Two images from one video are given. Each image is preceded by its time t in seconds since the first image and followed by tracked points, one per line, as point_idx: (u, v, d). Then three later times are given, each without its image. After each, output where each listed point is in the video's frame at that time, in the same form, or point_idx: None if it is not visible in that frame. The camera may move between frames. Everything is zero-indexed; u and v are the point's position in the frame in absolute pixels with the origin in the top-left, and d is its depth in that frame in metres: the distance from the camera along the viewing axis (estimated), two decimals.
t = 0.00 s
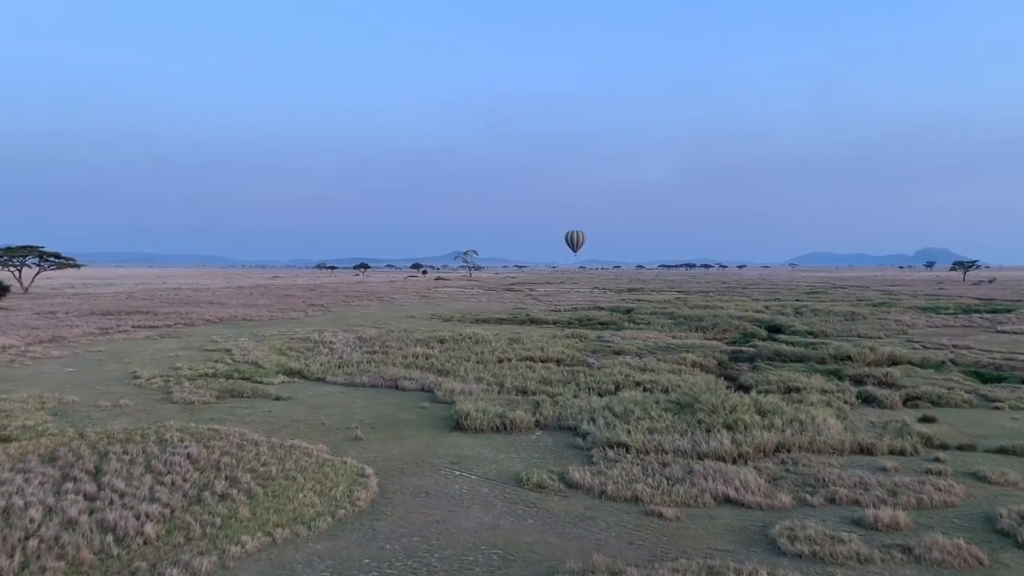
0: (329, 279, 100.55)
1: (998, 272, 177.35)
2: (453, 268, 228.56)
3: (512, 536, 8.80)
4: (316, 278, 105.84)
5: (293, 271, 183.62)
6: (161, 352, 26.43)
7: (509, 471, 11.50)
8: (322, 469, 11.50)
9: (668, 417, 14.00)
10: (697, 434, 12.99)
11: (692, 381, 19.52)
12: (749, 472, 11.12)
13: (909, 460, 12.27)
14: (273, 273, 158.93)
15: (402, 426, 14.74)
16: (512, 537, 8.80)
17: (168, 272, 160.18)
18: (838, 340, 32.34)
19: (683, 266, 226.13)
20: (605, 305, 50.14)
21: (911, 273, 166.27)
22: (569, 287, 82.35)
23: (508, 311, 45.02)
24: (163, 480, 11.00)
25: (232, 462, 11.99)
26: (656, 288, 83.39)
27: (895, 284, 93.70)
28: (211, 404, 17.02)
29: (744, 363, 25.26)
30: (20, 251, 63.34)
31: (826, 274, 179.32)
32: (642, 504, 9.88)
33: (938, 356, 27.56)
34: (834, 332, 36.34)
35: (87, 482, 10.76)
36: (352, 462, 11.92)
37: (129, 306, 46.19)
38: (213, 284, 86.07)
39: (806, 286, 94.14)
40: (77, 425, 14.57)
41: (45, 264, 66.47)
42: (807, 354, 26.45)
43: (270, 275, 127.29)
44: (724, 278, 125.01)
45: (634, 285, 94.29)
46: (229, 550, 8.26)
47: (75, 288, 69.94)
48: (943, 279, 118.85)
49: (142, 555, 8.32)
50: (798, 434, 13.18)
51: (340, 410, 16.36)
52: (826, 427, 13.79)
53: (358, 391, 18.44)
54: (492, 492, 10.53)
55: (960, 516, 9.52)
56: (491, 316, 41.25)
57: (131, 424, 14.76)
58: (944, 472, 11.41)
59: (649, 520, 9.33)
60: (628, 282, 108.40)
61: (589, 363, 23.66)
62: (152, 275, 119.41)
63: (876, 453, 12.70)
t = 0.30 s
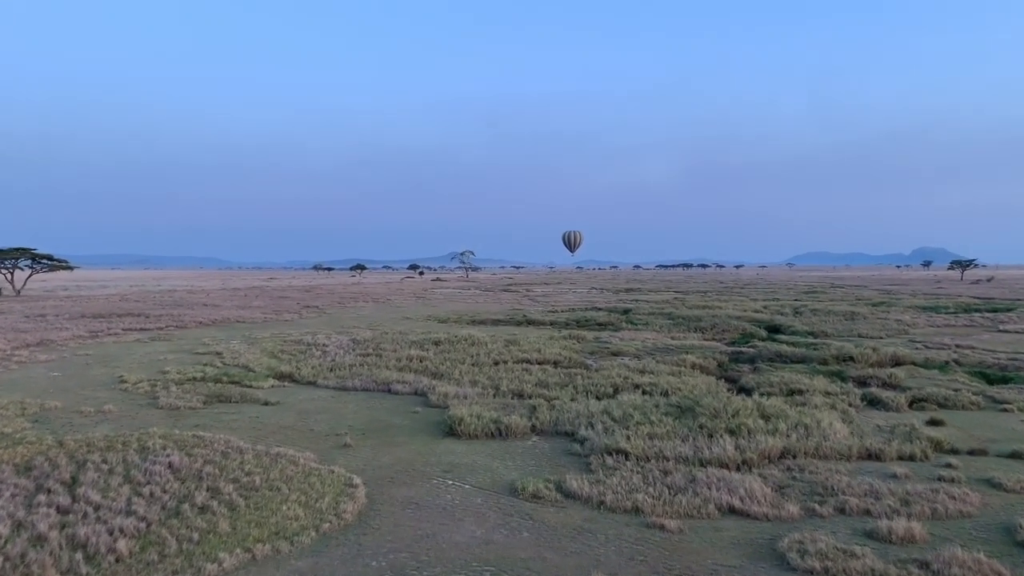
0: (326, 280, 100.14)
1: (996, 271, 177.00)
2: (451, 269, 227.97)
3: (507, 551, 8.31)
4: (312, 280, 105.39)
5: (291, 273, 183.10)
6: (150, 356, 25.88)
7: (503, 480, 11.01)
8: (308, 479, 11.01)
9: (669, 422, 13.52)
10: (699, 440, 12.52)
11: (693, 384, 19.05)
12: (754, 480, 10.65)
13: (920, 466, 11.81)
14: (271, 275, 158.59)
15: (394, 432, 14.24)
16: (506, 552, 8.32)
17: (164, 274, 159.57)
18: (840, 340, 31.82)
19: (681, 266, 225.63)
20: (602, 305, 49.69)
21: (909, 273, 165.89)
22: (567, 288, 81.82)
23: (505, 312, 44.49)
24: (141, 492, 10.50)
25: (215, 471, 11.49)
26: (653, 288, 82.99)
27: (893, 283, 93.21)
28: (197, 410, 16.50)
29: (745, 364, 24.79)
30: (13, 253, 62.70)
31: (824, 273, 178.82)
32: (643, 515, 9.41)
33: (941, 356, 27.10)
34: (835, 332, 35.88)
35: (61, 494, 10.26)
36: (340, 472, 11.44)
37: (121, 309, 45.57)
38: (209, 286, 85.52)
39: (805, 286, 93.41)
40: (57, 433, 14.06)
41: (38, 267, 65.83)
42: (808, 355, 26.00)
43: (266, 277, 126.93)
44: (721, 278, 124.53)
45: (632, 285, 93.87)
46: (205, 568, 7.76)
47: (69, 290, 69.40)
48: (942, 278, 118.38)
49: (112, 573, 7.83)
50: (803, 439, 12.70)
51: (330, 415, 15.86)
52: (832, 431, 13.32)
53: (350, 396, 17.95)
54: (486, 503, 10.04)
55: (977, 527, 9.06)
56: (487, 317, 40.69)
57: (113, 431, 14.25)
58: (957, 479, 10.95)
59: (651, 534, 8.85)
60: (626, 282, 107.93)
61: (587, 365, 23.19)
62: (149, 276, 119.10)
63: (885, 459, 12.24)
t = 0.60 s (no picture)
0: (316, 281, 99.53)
1: (985, 271, 177.48)
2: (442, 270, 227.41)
3: (493, 569, 7.84)
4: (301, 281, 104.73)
5: (280, 275, 182.20)
6: (131, 360, 25.28)
7: (491, 491, 10.53)
8: (286, 491, 10.52)
9: (662, 427, 13.08)
10: (695, 446, 12.06)
11: (686, 386, 18.60)
12: (752, 490, 10.21)
13: (923, 474, 11.38)
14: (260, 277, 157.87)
15: (379, 439, 13.74)
16: (492, 569, 7.84)
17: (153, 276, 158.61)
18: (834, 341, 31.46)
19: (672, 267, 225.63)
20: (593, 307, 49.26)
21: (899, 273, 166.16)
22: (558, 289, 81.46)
23: (495, 314, 44.01)
24: (109, 505, 9.97)
25: (189, 482, 10.97)
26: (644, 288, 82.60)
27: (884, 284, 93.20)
28: (176, 416, 15.96)
29: (739, 366, 24.36)
30: None
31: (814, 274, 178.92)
32: (637, 528, 8.95)
33: (936, 357, 26.75)
34: (828, 333, 35.53)
35: (23, 507, 9.71)
36: (320, 483, 10.94)
37: (106, 311, 44.88)
38: (197, 288, 84.80)
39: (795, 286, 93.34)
40: (28, 441, 13.51)
41: (22, 269, 64.97)
42: (802, 356, 25.61)
43: (256, 278, 126.27)
44: (712, 279, 124.35)
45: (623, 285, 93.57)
46: None
47: (53, 292, 68.53)
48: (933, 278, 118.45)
49: None
50: (802, 445, 12.27)
51: (313, 422, 15.35)
52: (831, 436, 12.89)
53: (334, 402, 17.44)
54: (472, 515, 9.56)
55: (987, 539, 8.63)
56: (477, 319, 40.21)
57: (86, 440, 13.70)
58: (962, 487, 10.53)
59: (645, 548, 8.39)
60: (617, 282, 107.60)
61: (578, 367, 22.72)
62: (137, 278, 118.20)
63: (886, 465, 11.82)
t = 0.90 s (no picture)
0: (299, 283, 98.89)
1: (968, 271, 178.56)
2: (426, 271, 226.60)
3: None
4: (284, 283, 103.96)
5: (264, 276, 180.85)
6: (105, 364, 24.61)
7: (472, 502, 10.05)
8: (256, 503, 9.99)
9: (650, 433, 12.63)
10: (684, 453, 11.62)
11: (674, 389, 18.17)
12: (745, 500, 9.77)
13: (921, 481, 10.98)
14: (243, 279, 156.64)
15: (357, 447, 13.23)
16: None
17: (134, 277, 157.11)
18: (821, 342, 31.19)
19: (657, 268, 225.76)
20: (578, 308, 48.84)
21: (884, 273, 166.77)
22: (544, 290, 80.97)
23: (479, 315, 43.52)
24: (68, 519, 9.41)
25: (155, 493, 10.41)
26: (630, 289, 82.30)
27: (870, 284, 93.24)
28: (146, 423, 15.39)
29: (726, 368, 23.97)
30: None
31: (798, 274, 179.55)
32: (624, 543, 8.49)
33: (924, 358, 26.46)
34: (815, 333, 35.23)
35: None
36: (293, 494, 10.43)
37: (83, 313, 44.10)
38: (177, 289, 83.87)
39: (779, 286, 93.31)
40: None
41: None
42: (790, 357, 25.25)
43: (238, 279, 125.52)
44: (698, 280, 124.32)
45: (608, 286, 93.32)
46: None
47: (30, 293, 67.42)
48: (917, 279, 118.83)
49: None
50: (795, 451, 11.85)
51: (289, 429, 14.81)
52: (825, 442, 12.48)
53: (312, 407, 16.89)
54: (452, 529, 9.08)
55: (992, 552, 8.23)
56: (461, 320, 39.72)
57: (50, 449, 13.10)
58: (962, 495, 10.14)
59: (634, 564, 7.93)
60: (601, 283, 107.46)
61: (563, 370, 22.26)
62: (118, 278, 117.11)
63: (881, 471, 11.42)
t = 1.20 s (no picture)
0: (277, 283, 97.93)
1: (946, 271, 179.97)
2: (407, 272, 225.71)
3: None
4: (263, 283, 103.02)
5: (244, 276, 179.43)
6: (73, 366, 23.91)
7: (448, 514, 9.57)
8: (219, 516, 9.46)
9: (633, 438, 12.18)
10: (670, 460, 11.18)
11: (658, 392, 17.75)
12: (733, 510, 9.35)
13: (913, 488, 10.60)
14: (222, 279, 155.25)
15: (329, 455, 12.72)
16: None
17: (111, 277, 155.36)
18: (804, 342, 30.95)
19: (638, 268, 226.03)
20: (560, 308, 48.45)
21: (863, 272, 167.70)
22: (526, 290, 80.54)
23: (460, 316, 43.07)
24: (17, 535, 8.83)
25: (112, 506, 9.84)
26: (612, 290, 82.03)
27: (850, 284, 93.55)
28: (111, 429, 14.79)
29: (710, 369, 23.60)
30: None
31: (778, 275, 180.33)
32: (608, 558, 8.04)
33: (908, 359, 26.23)
34: (798, 334, 34.99)
35: None
36: (259, 506, 9.90)
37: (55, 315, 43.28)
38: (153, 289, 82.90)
39: (760, 286, 93.54)
40: None
41: None
42: (774, 359, 24.93)
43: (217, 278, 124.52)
44: (679, 280, 123.98)
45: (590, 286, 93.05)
46: None
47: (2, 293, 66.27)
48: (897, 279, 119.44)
49: None
50: (783, 457, 11.46)
51: (260, 435, 14.27)
52: (814, 448, 12.08)
53: (284, 413, 16.33)
54: (425, 543, 8.59)
55: (993, 565, 7.85)
56: (441, 321, 39.21)
57: (6, 458, 12.49)
58: (957, 503, 9.78)
59: None
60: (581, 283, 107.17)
61: (544, 372, 21.80)
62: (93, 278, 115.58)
63: (872, 478, 11.05)
